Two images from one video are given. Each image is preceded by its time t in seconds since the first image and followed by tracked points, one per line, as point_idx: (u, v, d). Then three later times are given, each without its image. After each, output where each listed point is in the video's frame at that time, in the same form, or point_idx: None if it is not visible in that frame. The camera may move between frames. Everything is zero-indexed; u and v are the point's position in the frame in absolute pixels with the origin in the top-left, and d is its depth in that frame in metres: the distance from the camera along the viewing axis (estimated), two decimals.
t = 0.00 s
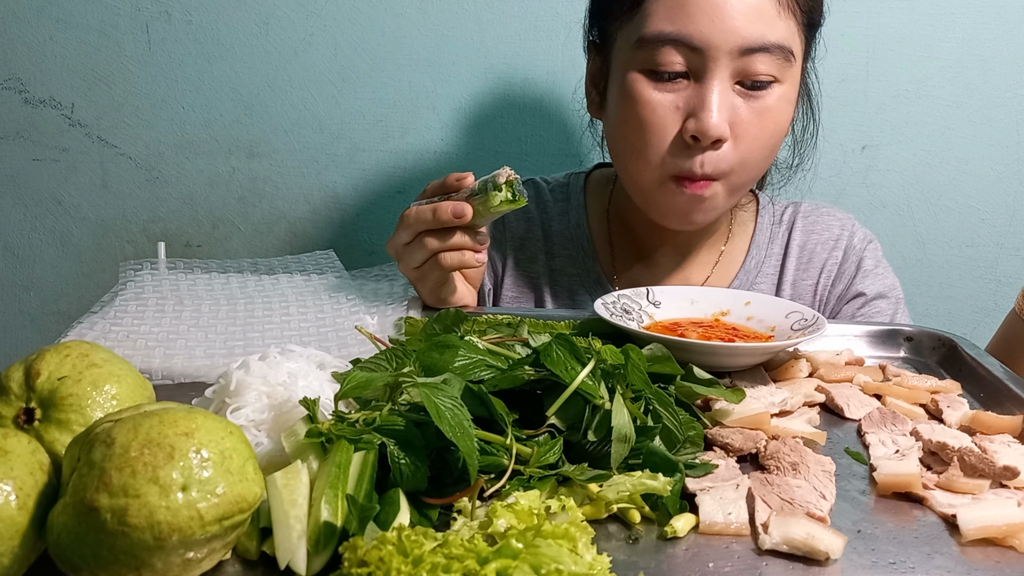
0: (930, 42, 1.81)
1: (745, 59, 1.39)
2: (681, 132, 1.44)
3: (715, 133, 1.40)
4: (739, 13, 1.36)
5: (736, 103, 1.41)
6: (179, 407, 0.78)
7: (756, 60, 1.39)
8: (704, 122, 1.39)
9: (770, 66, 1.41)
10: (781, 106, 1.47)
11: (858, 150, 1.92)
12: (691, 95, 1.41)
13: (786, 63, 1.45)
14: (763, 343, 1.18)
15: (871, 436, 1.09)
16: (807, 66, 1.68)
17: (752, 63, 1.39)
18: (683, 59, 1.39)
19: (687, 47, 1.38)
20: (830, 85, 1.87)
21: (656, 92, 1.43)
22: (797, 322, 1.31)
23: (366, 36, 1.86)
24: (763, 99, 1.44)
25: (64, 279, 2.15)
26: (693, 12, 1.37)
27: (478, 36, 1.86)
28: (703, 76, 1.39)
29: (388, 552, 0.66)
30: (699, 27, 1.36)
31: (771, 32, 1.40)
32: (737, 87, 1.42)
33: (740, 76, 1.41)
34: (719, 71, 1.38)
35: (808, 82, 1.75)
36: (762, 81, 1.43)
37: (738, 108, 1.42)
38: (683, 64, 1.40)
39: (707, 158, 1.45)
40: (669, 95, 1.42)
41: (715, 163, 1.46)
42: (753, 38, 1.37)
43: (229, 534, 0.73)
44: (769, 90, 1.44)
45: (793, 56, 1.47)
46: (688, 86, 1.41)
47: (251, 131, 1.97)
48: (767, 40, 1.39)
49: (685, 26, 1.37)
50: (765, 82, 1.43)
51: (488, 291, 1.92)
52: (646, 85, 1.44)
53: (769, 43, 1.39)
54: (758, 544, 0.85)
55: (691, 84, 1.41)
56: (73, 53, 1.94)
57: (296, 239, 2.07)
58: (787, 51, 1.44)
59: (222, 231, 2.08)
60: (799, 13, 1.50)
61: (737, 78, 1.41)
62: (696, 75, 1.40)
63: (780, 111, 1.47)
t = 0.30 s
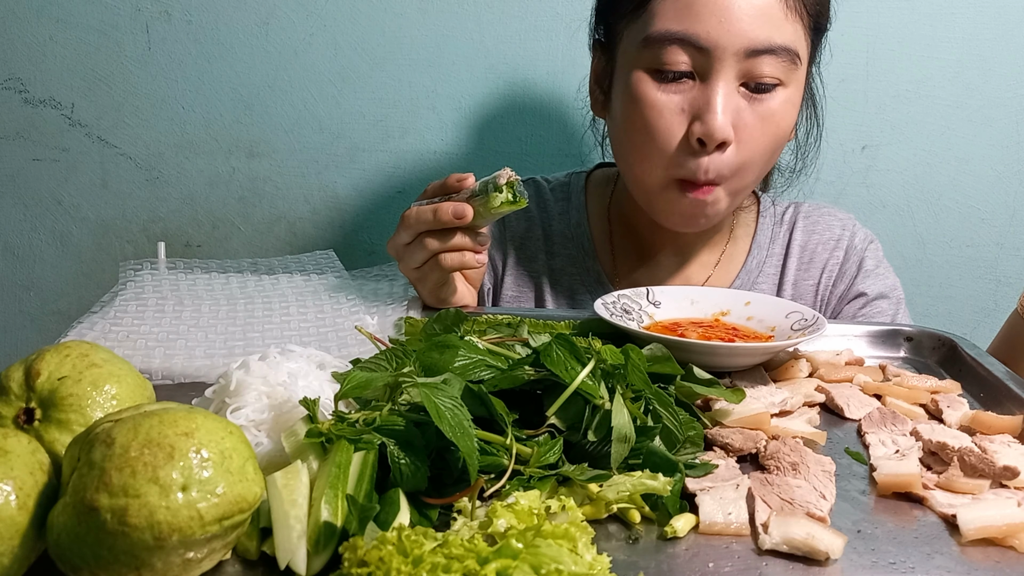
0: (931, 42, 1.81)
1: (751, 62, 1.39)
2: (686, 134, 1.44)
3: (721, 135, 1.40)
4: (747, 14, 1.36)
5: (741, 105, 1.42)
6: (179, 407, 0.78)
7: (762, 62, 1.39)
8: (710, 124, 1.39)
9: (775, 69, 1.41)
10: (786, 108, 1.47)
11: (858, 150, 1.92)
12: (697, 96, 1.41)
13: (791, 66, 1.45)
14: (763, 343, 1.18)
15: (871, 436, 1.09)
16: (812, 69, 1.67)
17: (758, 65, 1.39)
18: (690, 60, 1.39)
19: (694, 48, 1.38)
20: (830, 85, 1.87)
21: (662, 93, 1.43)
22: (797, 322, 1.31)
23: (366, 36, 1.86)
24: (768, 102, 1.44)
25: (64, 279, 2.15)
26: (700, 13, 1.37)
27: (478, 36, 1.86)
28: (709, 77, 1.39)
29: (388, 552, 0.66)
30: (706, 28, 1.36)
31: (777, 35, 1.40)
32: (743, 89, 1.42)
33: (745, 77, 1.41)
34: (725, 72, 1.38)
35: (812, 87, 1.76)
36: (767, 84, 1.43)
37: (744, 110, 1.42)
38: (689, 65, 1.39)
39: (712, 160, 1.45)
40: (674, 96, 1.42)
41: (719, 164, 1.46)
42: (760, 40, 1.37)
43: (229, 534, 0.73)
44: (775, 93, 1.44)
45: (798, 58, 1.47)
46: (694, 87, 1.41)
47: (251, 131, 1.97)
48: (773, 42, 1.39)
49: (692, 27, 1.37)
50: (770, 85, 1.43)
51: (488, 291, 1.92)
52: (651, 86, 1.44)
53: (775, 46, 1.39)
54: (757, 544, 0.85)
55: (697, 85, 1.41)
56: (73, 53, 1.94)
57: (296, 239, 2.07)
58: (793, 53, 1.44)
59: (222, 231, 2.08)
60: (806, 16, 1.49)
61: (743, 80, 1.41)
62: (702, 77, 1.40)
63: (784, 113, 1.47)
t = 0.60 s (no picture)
0: (931, 42, 1.81)
1: (741, 29, 1.39)
2: (680, 101, 1.43)
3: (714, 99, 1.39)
4: None
5: (734, 72, 1.41)
6: (179, 407, 0.78)
7: (752, 30, 1.40)
8: (703, 90, 1.38)
9: (765, 36, 1.42)
10: (780, 78, 1.46)
11: (858, 150, 1.92)
12: (689, 64, 1.41)
13: (781, 34, 1.45)
14: (763, 343, 1.18)
15: (871, 436, 1.09)
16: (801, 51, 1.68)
17: (748, 32, 1.40)
18: (680, 29, 1.40)
19: (684, 17, 1.39)
20: (830, 85, 1.87)
21: (653, 64, 1.44)
22: (797, 322, 1.31)
23: (366, 36, 1.87)
24: (761, 69, 1.43)
25: (64, 279, 2.15)
26: None
27: (478, 36, 1.86)
28: (700, 44, 1.40)
29: (388, 552, 0.66)
30: None
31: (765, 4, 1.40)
32: (735, 58, 1.42)
33: (736, 45, 1.41)
34: (715, 40, 1.39)
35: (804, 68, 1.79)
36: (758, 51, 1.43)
37: (736, 77, 1.41)
38: (680, 33, 1.40)
39: (709, 127, 1.43)
40: (666, 66, 1.43)
41: (717, 132, 1.44)
42: (748, 6, 1.38)
43: (229, 534, 0.73)
44: (767, 61, 1.44)
45: (789, 28, 1.48)
46: (685, 57, 1.41)
47: (251, 131, 1.97)
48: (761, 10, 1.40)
49: None
50: (761, 53, 1.43)
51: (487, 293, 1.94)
52: (643, 59, 1.45)
53: (763, 14, 1.40)
54: (758, 544, 0.85)
55: (688, 55, 1.41)
56: (73, 53, 1.95)
57: (296, 238, 2.07)
58: (782, 22, 1.44)
59: (222, 231, 2.08)
60: None
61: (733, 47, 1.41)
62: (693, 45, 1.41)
63: (778, 83, 1.46)
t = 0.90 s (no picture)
0: (931, 43, 1.81)
1: (727, 17, 1.40)
2: (669, 90, 1.42)
3: (704, 86, 1.38)
4: None
5: (722, 60, 1.41)
6: (179, 407, 0.78)
7: (737, 17, 1.41)
8: (692, 77, 1.37)
9: (752, 22, 1.42)
10: (771, 66, 1.45)
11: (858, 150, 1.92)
12: (677, 54, 1.41)
13: (768, 23, 1.46)
14: (763, 343, 1.18)
15: (871, 436, 1.09)
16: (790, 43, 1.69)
17: (734, 20, 1.41)
18: (666, 20, 1.41)
19: (669, 8, 1.40)
20: (830, 85, 1.87)
21: (642, 56, 1.44)
22: (797, 322, 1.31)
23: (366, 36, 1.87)
24: (751, 57, 1.43)
25: (64, 279, 2.15)
26: None
27: (478, 36, 1.86)
28: (686, 34, 1.40)
29: (388, 552, 0.66)
30: None
31: None
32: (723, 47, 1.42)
33: (723, 34, 1.41)
34: (702, 29, 1.39)
35: (794, 60, 1.79)
36: (745, 40, 1.43)
37: (726, 66, 1.41)
38: (665, 24, 1.41)
39: (701, 115, 1.41)
40: (655, 57, 1.43)
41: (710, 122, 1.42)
42: None
43: (229, 534, 0.73)
44: (755, 49, 1.43)
45: (775, 17, 1.48)
46: (674, 48, 1.42)
47: (250, 131, 1.97)
48: None
49: None
50: (748, 42, 1.43)
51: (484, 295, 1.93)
52: (632, 53, 1.45)
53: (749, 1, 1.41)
54: (758, 545, 0.85)
55: (676, 46, 1.42)
56: (73, 53, 1.95)
57: (296, 239, 2.07)
58: (768, 12, 1.46)
59: (222, 231, 2.08)
60: None
61: (720, 36, 1.42)
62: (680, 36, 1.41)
63: (769, 70, 1.45)
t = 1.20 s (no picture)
0: (931, 43, 1.81)
1: (728, 37, 1.39)
2: (667, 110, 1.42)
3: (702, 109, 1.38)
4: None
5: (722, 78, 1.40)
6: (179, 407, 0.78)
7: (738, 36, 1.39)
8: (691, 99, 1.38)
9: (753, 42, 1.41)
10: (771, 83, 1.45)
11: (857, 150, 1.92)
12: (677, 73, 1.41)
13: (770, 41, 1.44)
14: (763, 343, 1.18)
15: (871, 436, 1.09)
16: (793, 52, 1.68)
17: (735, 40, 1.39)
18: (667, 37, 1.40)
19: (669, 26, 1.39)
20: (830, 85, 1.87)
21: (641, 73, 1.43)
22: (797, 322, 1.31)
23: (365, 36, 1.87)
24: (752, 76, 1.42)
25: (64, 280, 2.15)
26: None
27: (477, 36, 1.86)
28: (686, 53, 1.40)
29: (388, 552, 0.66)
30: (679, 7, 1.37)
31: (752, 11, 1.40)
32: (723, 65, 1.41)
33: (724, 53, 1.41)
34: (702, 48, 1.39)
35: (798, 67, 1.77)
36: (746, 56, 1.42)
37: (725, 86, 1.40)
38: (666, 42, 1.41)
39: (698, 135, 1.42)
40: (654, 75, 1.42)
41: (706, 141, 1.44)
42: (734, 13, 1.38)
43: (229, 534, 0.73)
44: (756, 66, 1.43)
45: (778, 35, 1.47)
46: (674, 65, 1.41)
47: (251, 131, 1.97)
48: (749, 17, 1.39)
49: (666, 7, 1.39)
50: (749, 58, 1.42)
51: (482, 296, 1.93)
52: (631, 67, 1.44)
53: (751, 21, 1.40)
54: (758, 544, 0.85)
55: (676, 63, 1.41)
56: (73, 53, 1.95)
57: (296, 239, 2.07)
58: (771, 30, 1.44)
59: (222, 231, 2.08)
60: None
61: (721, 54, 1.41)
62: (680, 54, 1.41)
63: (769, 87, 1.45)
